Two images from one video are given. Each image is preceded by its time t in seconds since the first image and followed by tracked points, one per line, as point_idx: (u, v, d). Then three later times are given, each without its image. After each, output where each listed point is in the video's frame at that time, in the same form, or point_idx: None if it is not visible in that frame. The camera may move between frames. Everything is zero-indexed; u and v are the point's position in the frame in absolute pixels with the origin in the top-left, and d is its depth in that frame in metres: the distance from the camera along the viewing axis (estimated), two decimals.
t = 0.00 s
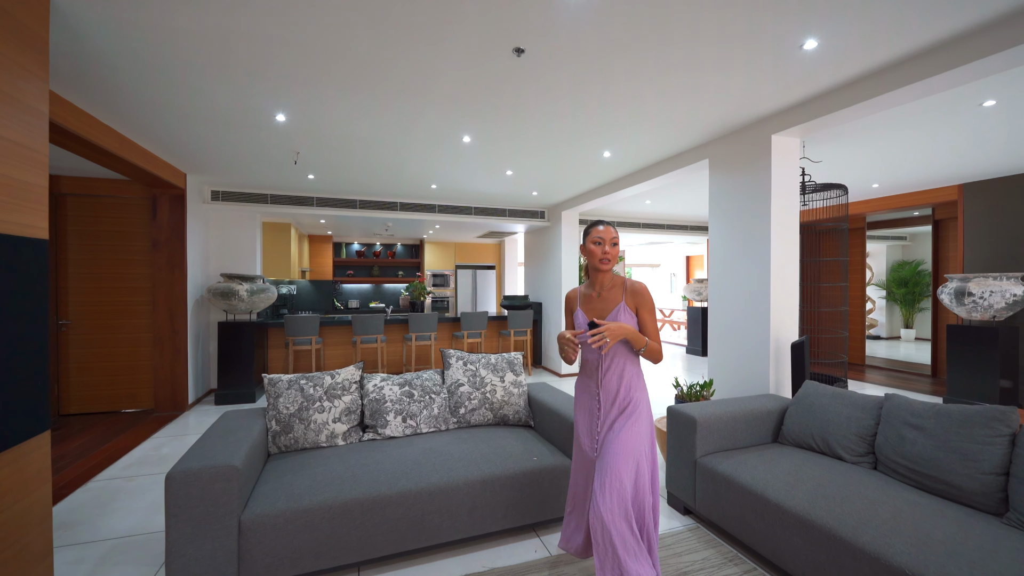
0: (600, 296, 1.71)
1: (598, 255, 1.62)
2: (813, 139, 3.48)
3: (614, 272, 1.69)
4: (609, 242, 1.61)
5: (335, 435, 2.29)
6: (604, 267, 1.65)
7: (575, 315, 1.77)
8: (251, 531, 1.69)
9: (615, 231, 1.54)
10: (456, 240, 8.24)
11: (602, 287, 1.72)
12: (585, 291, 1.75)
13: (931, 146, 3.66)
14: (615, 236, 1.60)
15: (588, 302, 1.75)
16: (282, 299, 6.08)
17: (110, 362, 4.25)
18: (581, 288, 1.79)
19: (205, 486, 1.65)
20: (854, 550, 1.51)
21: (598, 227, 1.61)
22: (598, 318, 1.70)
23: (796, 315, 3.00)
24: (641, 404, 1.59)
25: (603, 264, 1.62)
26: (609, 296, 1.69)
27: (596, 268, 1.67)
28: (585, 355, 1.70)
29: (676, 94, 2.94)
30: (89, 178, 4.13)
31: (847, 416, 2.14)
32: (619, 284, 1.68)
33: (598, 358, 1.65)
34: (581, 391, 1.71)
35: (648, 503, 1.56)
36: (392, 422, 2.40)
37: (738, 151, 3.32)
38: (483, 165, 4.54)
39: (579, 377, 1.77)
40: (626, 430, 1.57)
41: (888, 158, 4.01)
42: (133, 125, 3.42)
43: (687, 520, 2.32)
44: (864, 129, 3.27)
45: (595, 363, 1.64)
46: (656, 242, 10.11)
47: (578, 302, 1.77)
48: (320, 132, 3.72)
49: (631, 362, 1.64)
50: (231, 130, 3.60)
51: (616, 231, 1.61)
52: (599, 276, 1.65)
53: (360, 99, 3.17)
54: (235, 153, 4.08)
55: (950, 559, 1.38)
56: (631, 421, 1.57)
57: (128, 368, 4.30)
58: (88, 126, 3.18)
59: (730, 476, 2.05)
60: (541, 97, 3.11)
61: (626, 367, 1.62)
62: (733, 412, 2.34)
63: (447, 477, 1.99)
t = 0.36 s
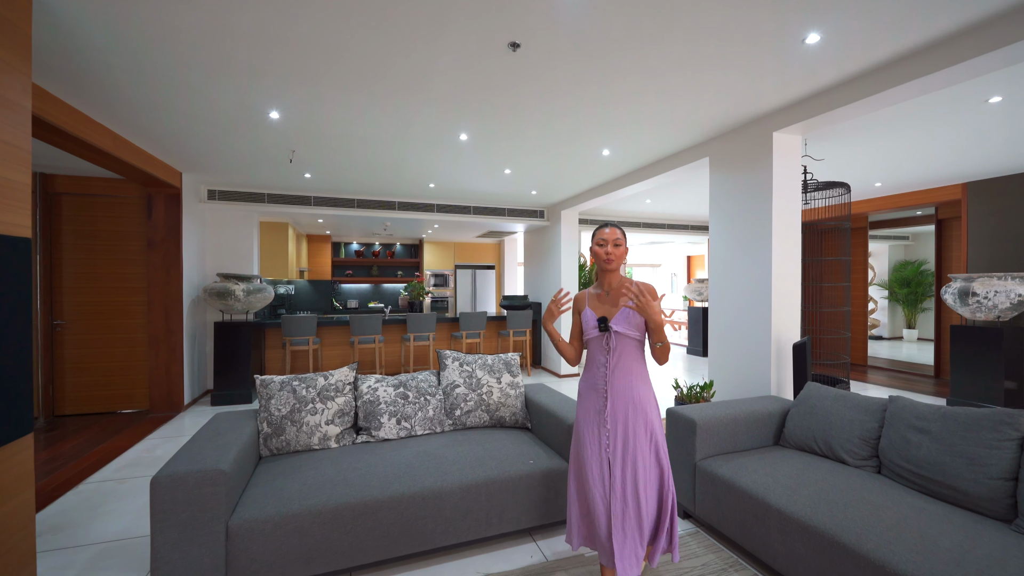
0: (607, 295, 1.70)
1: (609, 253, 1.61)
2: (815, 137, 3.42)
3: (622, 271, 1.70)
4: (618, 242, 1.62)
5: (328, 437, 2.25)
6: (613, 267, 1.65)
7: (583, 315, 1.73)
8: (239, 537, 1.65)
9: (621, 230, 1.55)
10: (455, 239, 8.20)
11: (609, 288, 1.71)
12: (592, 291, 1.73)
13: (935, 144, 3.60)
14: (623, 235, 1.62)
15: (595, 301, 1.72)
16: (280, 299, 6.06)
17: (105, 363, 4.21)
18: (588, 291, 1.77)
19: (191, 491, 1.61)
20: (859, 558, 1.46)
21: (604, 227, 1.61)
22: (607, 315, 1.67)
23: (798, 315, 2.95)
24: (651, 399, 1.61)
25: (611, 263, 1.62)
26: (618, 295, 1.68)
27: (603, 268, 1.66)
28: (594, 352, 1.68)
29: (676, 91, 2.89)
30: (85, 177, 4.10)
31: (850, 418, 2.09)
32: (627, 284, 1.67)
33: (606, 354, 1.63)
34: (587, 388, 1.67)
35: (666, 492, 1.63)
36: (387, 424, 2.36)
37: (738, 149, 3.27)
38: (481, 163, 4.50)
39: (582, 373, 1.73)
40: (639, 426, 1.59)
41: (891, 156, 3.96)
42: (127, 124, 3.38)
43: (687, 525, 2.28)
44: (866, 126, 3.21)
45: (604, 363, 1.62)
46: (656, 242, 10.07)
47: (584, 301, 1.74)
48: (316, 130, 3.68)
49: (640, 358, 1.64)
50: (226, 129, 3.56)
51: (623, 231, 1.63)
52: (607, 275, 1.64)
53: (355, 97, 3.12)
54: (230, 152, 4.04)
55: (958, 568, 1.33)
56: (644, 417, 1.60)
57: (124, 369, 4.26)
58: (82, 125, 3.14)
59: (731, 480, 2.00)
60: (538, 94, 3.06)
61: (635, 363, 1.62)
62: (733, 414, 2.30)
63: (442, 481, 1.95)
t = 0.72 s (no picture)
0: (620, 297, 1.74)
1: (626, 255, 1.65)
2: (817, 134, 3.37)
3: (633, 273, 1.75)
4: (630, 244, 1.68)
5: (321, 439, 2.20)
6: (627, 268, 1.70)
7: (597, 317, 1.75)
8: (225, 543, 1.60)
9: (634, 232, 1.61)
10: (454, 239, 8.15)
11: (622, 289, 1.74)
12: (603, 292, 1.76)
13: (937, 141, 3.56)
14: (635, 237, 1.68)
15: (608, 303, 1.75)
16: (277, 299, 6.04)
17: (100, 363, 4.17)
18: (598, 291, 1.78)
19: (176, 495, 1.56)
20: (863, 565, 1.42)
21: (617, 229, 1.67)
22: (623, 319, 1.70)
23: (799, 315, 2.90)
24: (667, 397, 1.68)
25: (624, 264, 1.66)
26: (631, 297, 1.72)
27: (615, 269, 1.70)
28: (610, 353, 1.71)
29: (676, 87, 2.84)
30: (79, 176, 4.06)
31: (854, 421, 2.04)
32: (639, 286, 1.72)
33: (623, 355, 1.68)
34: (604, 386, 1.71)
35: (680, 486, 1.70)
36: (380, 426, 2.31)
37: (739, 146, 3.22)
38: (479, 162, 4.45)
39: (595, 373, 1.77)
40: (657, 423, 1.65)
41: (893, 155, 3.91)
42: (120, 123, 3.34)
43: (686, 529, 2.24)
44: (869, 123, 3.16)
45: (622, 363, 1.66)
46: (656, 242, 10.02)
47: (597, 304, 1.76)
48: (311, 128, 3.63)
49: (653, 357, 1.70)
50: (220, 127, 3.52)
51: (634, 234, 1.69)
52: (621, 276, 1.68)
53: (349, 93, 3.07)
54: (225, 151, 3.99)
55: None
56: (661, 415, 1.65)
57: (118, 369, 4.22)
58: (75, 123, 3.10)
59: (731, 484, 1.96)
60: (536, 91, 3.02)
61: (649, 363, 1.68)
62: (733, 415, 2.25)
63: (435, 484, 1.91)
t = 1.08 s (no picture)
0: (625, 295, 1.85)
1: (626, 253, 1.78)
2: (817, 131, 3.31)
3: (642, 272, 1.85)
4: (633, 244, 1.80)
5: (311, 442, 2.16)
6: (630, 267, 1.81)
7: (603, 313, 1.89)
8: (208, 549, 1.56)
9: (634, 231, 1.74)
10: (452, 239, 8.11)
11: (628, 287, 1.85)
12: (612, 288, 1.89)
13: (939, 139, 3.50)
14: (638, 237, 1.79)
15: (614, 300, 1.87)
16: (274, 299, 6.05)
17: (94, 363, 4.13)
18: (608, 288, 1.93)
19: (158, 500, 1.52)
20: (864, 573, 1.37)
21: (623, 230, 1.81)
22: (624, 314, 1.82)
23: (800, 315, 2.85)
24: (666, 391, 1.76)
25: (625, 261, 1.79)
26: (636, 295, 1.81)
27: (619, 268, 1.83)
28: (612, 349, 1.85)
29: (675, 83, 2.79)
30: (72, 174, 4.01)
31: (855, 423, 2.00)
32: (644, 284, 1.80)
33: (623, 351, 1.81)
34: (606, 379, 1.87)
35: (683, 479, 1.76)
36: (372, 428, 2.27)
37: (738, 144, 3.17)
38: (475, 160, 4.40)
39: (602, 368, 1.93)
40: (656, 415, 1.74)
41: (895, 152, 3.86)
42: (112, 121, 3.29)
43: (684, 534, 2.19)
44: (871, 119, 3.10)
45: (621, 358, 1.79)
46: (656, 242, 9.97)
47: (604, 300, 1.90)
48: (304, 125, 3.59)
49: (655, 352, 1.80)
50: (214, 125, 3.48)
51: (639, 234, 1.80)
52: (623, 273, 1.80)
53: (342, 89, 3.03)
54: (218, 150, 3.94)
55: None
56: (661, 408, 1.74)
57: (113, 370, 4.18)
58: (65, 121, 3.05)
59: (729, 488, 1.91)
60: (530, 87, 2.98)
61: (649, 359, 1.77)
62: (731, 418, 2.21)
63: (426, 488, 1.86)
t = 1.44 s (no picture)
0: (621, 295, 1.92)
1: (613, 256, 1.87)
2: (817, 128, 3.27)
3: (637, 275, 1.89)
4: (622, 247, 1.87)
5: (300, 444, 2.13)
6: (621, 268, 1.89)
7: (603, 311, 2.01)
8: (191, 555, 1.52)
9: (617, 233, 1.82)
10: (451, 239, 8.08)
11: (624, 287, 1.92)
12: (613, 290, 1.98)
13: (940, 136, 3.46)
14: (626, 241, 1.85)
15: (612, 299, 1.96)
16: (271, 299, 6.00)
17: (88, 363, 4.11)
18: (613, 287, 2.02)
19: (139, 504, 1.48)
20: None
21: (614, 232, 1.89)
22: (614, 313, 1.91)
23: (798, 315, 2.81)
24: (653, 392, 1.78)
25: (612, 262, 1.87)
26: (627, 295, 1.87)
27: (614, 268, 1.91)
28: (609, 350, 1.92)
29: (672, 79, 2.75)
30: (66, 174, 3.99)
31: (853, 425, 1.96)
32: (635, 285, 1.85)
33: (614, 353, 1.87)
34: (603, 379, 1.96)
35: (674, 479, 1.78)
36: (362, 430, 2.24)
37: (737, 141, 3.12)
38: (472, 159, 4.37)
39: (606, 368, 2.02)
40: (643, 417, 1.78)
41: (896, 150, 3.82)
42: (105, 120, 3.26)
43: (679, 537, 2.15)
44: (871, 116, 3.05)
45: (612, 359, 1.86)
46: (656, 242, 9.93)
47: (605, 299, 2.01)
48: (298, 123, 3.55)
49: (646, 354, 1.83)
50: (207, 124, 3.44)
51: (629, 237, 1.86)
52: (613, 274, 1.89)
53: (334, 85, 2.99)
54: (212, 149, 3.92)
55: None
56: (647, 410, 1.77)
57: (107, 370, 4.15)
58: (57, 121, 3.02)
59: (725, 491, 1.88)
60: (526, 83, 2.94)
61: (638, 361, 1.80)
62: (728, 420, 2.17)
63: (416, 492, 1.83)
